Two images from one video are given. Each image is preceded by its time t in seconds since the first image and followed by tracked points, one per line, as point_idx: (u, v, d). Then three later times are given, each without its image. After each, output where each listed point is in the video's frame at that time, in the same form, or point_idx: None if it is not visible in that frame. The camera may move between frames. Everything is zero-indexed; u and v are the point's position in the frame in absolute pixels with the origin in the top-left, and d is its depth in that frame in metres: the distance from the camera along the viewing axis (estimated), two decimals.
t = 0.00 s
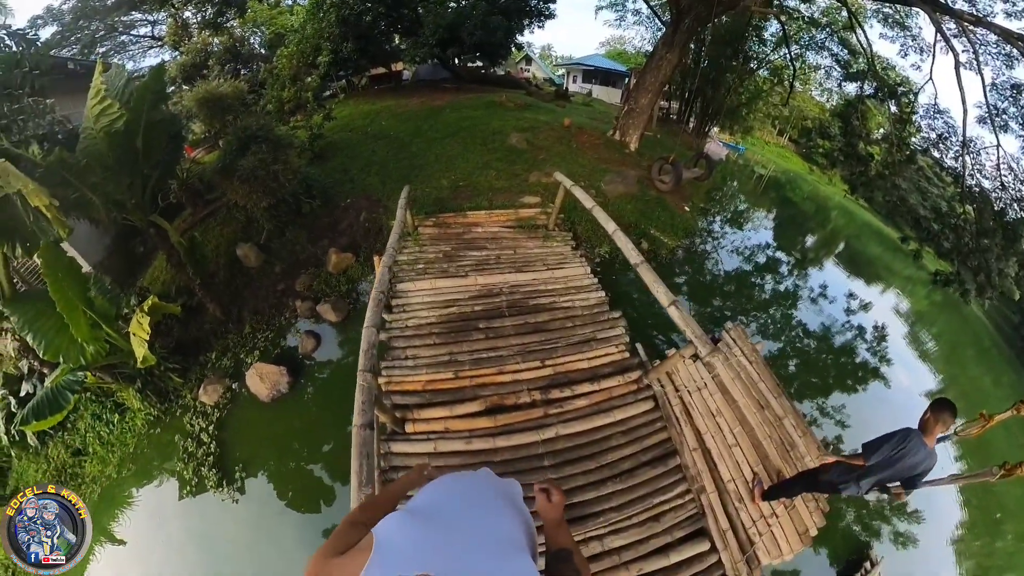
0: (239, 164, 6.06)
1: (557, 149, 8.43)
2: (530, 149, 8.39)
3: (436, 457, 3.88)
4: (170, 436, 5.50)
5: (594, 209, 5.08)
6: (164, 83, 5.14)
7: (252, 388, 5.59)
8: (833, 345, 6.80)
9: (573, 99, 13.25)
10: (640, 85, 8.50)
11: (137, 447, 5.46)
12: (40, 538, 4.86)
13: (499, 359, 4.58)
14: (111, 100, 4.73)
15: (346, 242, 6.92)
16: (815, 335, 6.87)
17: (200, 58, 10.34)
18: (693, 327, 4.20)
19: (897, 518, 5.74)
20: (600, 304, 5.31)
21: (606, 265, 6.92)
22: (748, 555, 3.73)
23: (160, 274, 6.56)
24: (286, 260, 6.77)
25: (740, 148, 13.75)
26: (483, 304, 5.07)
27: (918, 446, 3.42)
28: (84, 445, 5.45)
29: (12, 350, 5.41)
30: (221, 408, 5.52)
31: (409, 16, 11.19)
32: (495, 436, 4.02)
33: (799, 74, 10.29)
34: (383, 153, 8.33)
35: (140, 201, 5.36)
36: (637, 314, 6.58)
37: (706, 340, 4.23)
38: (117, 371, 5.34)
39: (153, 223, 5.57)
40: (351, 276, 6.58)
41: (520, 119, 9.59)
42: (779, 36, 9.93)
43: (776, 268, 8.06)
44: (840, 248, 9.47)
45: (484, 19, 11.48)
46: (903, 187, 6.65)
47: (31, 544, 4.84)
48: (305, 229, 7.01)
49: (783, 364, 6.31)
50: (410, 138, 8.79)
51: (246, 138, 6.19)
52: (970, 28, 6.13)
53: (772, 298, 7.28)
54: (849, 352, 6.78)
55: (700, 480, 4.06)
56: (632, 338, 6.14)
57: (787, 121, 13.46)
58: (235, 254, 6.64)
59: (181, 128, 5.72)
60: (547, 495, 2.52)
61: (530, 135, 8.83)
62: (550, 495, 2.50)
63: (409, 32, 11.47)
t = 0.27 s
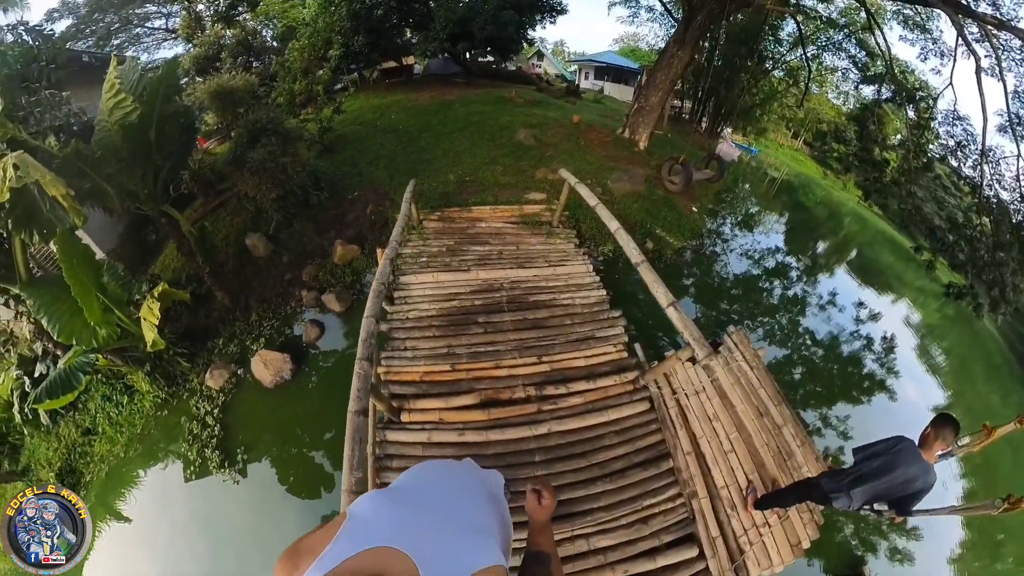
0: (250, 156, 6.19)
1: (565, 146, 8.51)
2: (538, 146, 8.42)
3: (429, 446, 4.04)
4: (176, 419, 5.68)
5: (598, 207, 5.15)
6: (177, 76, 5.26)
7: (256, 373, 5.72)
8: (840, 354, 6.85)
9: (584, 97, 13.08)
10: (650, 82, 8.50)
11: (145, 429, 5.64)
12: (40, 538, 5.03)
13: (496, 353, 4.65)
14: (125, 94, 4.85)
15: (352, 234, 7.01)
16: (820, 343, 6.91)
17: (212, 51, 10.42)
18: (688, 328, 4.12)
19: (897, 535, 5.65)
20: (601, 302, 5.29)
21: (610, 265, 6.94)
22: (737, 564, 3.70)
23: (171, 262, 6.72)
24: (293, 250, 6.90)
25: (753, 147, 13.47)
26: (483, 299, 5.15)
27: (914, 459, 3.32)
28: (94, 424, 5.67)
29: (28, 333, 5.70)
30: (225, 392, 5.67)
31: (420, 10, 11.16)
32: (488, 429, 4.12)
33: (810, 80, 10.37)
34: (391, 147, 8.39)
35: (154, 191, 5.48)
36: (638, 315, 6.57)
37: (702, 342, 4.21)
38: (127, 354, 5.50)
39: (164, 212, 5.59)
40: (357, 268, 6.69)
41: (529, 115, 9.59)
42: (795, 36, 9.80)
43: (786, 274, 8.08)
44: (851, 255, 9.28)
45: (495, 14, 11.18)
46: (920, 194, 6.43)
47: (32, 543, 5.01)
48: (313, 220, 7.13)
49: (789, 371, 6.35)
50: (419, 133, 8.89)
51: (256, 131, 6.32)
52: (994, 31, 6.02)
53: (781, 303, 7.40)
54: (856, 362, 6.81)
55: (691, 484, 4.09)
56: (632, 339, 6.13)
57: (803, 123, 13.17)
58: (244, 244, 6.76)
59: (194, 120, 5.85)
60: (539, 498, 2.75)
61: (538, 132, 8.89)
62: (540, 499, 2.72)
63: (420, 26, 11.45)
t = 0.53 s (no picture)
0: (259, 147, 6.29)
1: (574, 142, 8.52)
2: (547, 141, 8.39)
3: (423, 438, 4.09)
4: (180, 403, 5.83)
5: (604, 203, 5.11)
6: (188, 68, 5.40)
7: (260, 360, 5.82)
8: (847, 362, 6.71)
9: (596, 94, 12.94)
10: (662, 80, 8.52)
11: (150, 412, 5.82)
12: (40, 537, 5.16)
13: (495, 348, 4.70)
14: (137, 85, 5.00)
15: (358, 225, 7.08)
16: (828, 351, 6.78)
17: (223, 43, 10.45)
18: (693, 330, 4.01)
19: (896, 552, 5.58)
20: (604, 300, 5.29)
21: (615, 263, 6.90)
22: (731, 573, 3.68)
23: (180, 249, 6.86)
24: (300, 240, 7.00)
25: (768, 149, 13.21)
26: (485, 294, 5.21)
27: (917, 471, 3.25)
28: (100, 406, 5.91)
29: (40, 315, 5.91)
30: (229, 378, 5.81)
31: (431, 4, 11.11)
32: (483, 423, 4.15)
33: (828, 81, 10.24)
34: (400, 139, 8.43)
35: (164, 179, 5.56)
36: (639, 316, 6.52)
37: (705, 345, 4.08)
38: (135, 338, 5.77)
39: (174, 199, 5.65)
40: (362, 259, 6.75)
41: (539, 110, 9.59)
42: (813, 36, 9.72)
43: (796, 279, 7.95)
44: (863, 262, 9.08)
45: (506, 8, 11.01)
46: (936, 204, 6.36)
47: (32, 543, 5.14)
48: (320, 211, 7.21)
49: (793, 379, 6.29)
50: (426, 126, 8.92)
51: (266, 122, 6.42)
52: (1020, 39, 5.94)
53: (788, 308, 7.28)
54: (864, 373, 6.65)
55: (689, 490, 3.99)
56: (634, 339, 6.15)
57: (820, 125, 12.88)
58: (252, 234, 6.86)
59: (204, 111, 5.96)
60: (535, 497, 2.67)
61: (548, 128, 8.87)
62: (537, 498, 2.64)
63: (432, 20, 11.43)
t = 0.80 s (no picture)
0: (268, 139, 6.35)
1: (584, 139, 8.52)
2: (558, 138, 8.40)
3: (422, 434, 4.11)
4: (186, 389, 5.99)
5: (614, 202, 5.06)
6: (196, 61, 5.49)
7: (264, 350, 5.94)
8: (856, 374, 6.56)
9: (608, 92, 12.81)
10: (677, 78, 8.63)
11: (156, 397, 5.99)
12: (40, 537, 5.23)
13: (499, 346, 4.69)
14: (147, 77, 4.98)
15: (365, 218, 7.12)
16: (837, 361, 6.65)
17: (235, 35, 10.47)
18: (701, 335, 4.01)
19: (896, 569, 5.48)
20: (610, 301, 5.27)
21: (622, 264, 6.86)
22: None
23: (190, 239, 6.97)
24: (307, 232, 7.06)
25: (782, 151, 12.99)
26: (491, 291, 5.21)
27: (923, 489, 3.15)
28: (109, 390, 6.04)
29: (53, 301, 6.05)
30: (234, 366, 5.95)
31: None
32: (483, 421, 4.14)
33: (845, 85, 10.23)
34: (409, 133, 8.45)
35: (173, 170, 5.64)
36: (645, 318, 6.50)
37: (713, 351, 4.08)
38: (143, 326, 5.91)
39: (183, 190, 5.76)
40: (368, 252, 6.80)
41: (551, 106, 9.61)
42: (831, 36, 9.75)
43: (807, 284, 7.84)
44: (877, 270, 8.89)
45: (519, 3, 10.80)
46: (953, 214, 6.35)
47: (32, 543, 5.20)
48: (328, 203, 7.26)
49: (800, 388, 6.18)
50: (436, 120, 8.93)
51: (275, 114, 6.48)
52: None
53: (798, 316, 7.16)
54: (873, 386, 6.46)
55: (690, 498, 3.93)
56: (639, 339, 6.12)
57: (835, 128, 12.64)
58: (260, 225, 6.95)
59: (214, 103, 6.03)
60: (526, 499, 2.62)
61: (559, 124, 8.87)
62: (528, 500, 2.60)
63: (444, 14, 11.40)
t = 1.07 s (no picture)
0: (279, 131, 6.47)
1: (593, 137, 8.64)
2: (567, 136, 8.47)
3: (420, 425, 4.16)
4: (193, 375, 6.12)
5: (620, 202, 5.06)
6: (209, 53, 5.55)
7: (270, 339, 6.06)
8: (864, 386, 6.55)
9: (620, 90, 12.69)
10: (690, 77, 8.63)
11: (164, 381, 6.13)
12: (39, 537, 5.31)
13: (499, 341, 4.73)
14: (162, 71, 5.15)
15: (373, 211, 7.22)
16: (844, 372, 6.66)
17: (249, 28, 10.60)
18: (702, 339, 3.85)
19: None
20: (613, 300, 5.27)
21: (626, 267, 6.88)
22: None
23: (201, 228, 7.12)
24: (316, 224, 7.18)
25: (795, 154, 12.78)
26: (494, 286, 5.25)
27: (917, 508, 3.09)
28: (119, 373, 6.18)
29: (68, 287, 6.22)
30: (241, 353, 6.07)
31: None
32: (480, 416, 4.18)
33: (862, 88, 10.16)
34: (418, 128, 8.53)
35: (186, 161, 5.77)
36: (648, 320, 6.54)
37: (713, 355, 4.01)
38: (154, 312, 5.97)
39: (195, 181, 5.89)
40: (374, 244, 6.89)
41: (561, 103, 9.64)
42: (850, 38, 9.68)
43: (815, 293, 7.91)
44: (888, 281, 8.81)
45: None
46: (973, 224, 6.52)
47: (31, 543, 5.27)
48: (337, 196, 7.37)
49: (805, 398, 6.19)
50: (443, 114, 8.99)
51: (286, 108, 6.59)
52: None
53: (805, 324, 7.28)
54: (877, 397, 6.49)
55: (683, 503, 3.93)
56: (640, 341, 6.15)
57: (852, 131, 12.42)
58: (270, 216, 7.09)
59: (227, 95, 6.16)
60: (513, 497, 2.69)
61: (569, 122, 8.93)
62: (514, 498, 2.66)
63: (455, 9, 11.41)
